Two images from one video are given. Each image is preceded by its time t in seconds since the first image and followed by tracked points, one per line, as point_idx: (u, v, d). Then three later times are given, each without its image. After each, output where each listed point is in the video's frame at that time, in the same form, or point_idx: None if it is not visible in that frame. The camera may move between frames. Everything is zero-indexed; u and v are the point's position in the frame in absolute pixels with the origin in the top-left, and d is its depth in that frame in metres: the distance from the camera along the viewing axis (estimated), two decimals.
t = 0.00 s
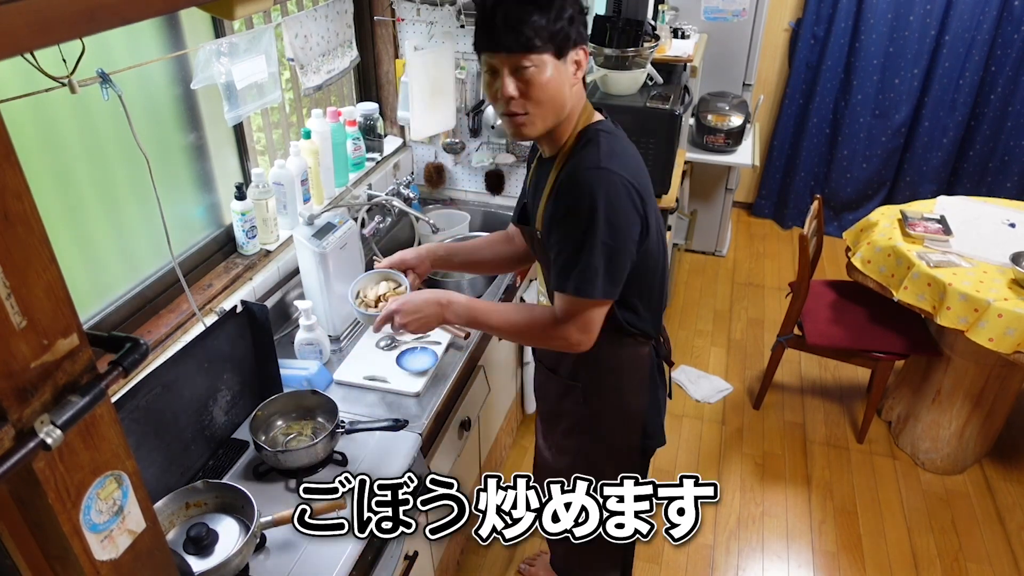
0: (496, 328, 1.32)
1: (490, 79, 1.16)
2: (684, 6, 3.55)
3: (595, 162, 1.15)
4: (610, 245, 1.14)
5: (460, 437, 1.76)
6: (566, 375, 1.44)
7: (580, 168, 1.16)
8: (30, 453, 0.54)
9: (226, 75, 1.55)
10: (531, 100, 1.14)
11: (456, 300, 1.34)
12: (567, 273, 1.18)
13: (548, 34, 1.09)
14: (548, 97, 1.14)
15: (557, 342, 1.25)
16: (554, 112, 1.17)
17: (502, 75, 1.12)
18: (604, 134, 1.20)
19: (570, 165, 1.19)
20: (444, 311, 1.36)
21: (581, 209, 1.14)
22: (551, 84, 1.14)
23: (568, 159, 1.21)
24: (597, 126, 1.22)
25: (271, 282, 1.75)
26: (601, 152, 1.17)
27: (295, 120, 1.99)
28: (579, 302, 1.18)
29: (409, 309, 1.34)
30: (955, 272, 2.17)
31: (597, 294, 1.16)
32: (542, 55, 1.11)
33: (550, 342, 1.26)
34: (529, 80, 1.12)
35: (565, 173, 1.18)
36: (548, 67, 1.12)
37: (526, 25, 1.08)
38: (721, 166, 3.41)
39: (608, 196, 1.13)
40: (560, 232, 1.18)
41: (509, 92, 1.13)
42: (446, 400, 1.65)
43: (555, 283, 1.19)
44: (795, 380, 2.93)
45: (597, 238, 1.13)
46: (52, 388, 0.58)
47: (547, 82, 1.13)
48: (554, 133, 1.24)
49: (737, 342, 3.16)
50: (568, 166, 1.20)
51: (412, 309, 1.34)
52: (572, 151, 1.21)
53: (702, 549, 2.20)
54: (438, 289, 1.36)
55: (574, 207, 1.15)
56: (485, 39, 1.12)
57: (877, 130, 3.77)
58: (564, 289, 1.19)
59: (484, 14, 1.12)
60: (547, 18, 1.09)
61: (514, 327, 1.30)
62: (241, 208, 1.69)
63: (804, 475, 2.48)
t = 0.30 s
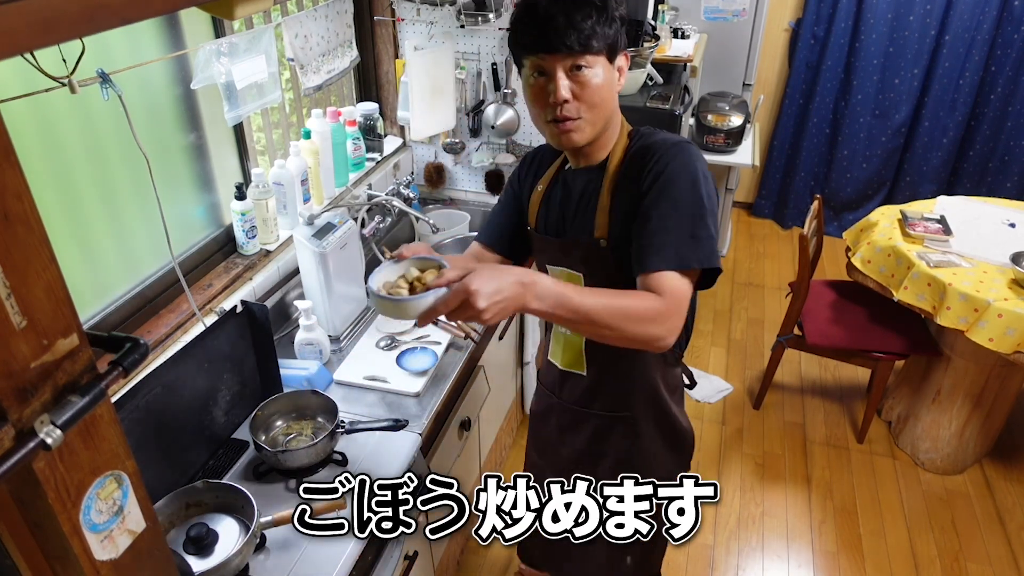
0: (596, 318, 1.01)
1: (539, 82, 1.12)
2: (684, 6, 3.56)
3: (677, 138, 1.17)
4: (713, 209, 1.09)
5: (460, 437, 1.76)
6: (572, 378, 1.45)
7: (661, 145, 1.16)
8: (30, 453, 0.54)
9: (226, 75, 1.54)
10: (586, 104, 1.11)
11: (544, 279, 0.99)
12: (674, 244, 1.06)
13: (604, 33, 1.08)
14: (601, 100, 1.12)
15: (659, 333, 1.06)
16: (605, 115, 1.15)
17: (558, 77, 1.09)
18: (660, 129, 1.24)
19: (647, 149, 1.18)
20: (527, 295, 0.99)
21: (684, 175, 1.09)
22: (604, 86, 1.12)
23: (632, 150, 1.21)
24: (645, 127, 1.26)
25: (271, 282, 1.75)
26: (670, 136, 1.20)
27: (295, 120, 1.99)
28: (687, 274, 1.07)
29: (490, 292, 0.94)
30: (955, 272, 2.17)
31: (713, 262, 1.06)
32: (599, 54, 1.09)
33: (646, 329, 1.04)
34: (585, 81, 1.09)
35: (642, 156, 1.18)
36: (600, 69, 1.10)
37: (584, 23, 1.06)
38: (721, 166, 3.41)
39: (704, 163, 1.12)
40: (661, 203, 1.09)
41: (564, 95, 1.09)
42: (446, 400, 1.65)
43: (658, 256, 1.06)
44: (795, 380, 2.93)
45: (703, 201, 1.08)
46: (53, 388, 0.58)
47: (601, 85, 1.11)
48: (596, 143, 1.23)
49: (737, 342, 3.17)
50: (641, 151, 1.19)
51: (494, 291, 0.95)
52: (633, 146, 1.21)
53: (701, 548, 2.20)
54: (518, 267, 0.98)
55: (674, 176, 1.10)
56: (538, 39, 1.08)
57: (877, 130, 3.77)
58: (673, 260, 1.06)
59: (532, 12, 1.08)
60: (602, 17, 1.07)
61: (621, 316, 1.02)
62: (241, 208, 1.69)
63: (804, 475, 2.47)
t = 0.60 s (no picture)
0: (689, 259, 0.95)
1: (552, 92, 1.12)
2: (684, 6, 3.55)
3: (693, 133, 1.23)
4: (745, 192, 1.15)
5: (460, 437, 1.76)
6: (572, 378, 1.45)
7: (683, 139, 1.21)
8: (30, 453, 0.54)
9: (226, 75, 1.54)
10: (599, 115, 1.11)
11: (646, 215, 0.89)
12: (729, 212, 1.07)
13: (617, 45, 1.08)
14: (614, 111, 1.12)
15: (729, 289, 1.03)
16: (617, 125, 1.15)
17: (571, 88, 1.09)
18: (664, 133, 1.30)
19: (669, 144, 1.22)
20: (631, 231, 0.88)
21: (719, 160, 1.14)
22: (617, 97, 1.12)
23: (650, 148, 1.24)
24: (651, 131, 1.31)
25: (271, 282, 1.75)
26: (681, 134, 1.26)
27: (295, 121, 1.99)
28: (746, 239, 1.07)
29: (608, 216, 0.83)
30: (955, 272, 2.17)
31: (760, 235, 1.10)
32: (611, 65, 1.09)
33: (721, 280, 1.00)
34: (598, 92, 1.09)
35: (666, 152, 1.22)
36: (614, 80, 1.10)
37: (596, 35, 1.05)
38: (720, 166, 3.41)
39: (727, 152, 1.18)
40: (706, 182, 1.11)
41: (575, 105, 1.09)
42: (446, 400, 1.65)
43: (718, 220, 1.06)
44: (795, 380, 2.93)
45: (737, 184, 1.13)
46: (53, 388, 0.58)
47: (614, 97, 1.10)
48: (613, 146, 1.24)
49: (737, 342, 3.17)
50: (661, 146, 1.23)
51: (608, 217, 0.83)
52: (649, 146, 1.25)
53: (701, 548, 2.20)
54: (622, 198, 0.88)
55: (708, 162, 1.14)
56: (549, 49, 1.08)
57: (877, 130, 3.77)
58: (732, 225, 1.06)
59: (546, 21, 1.08)
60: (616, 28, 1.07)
61: (709, 262, 0.97)
62: (241, 208, 1.69)
63: (804, 475, 2.47)
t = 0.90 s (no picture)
0: (721, 240, 0.96)
1: (558, 78, 1.11)
2: (684, 6, 3.55)
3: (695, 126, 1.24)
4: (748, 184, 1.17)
5: (460, 437, 1.76)
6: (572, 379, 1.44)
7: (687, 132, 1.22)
8: (30, 453, 0.54)
9: (226, 75, 1.54)
10: (605, 101, 1.10)
11: (690, 195, 0.90)
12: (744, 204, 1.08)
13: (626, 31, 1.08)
14: (620, 99, 1.12)
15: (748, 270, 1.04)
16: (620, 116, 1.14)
17: (578, 73, 1.08)
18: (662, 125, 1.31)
19: (672, 137, 1.23)
20: (675, 208, 0.89)
21: (723, 153, 1.14)
22: (623, 86, 1.11)
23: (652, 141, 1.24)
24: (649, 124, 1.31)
25: (271, 282, 1.75)
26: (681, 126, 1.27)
27: (295, 121, 1.99)
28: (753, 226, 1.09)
29: (664, 188, 0.83)
30: (955, 273, 2.17)
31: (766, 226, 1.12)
32: (619, 51, 1.09)
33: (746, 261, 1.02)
34: (604, 79, 1.09)
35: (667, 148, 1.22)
36: (620, 67, 1.10)
37: (605, 21, 1.06)
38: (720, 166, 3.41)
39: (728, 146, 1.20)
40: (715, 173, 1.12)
41: (581, 92, 1.08)
42: (446, 400, 1.65)
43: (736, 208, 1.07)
44: (795, 380, 2.93)
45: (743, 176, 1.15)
46: (52, 388, 0.58)
47: (620, 84, 1.10)
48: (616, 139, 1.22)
49: (738, 342, 3.17)
50: (665, 139, 1.23)
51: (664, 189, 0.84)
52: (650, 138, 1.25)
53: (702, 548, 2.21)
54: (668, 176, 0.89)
55: (713, 156, 1.15)
56: (557, 33, 1.07)
57: (878, 130, 3.77)
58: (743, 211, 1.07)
59: (555, 7, 1.08)
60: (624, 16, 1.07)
61: (734, 244, 0.98)
62: (241, 208, 1.69)
63: (804, 475, 2.48)
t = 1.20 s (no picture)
0: (695, 275, 0.94)
1: (547, 88, 1.12)
2: (684, 6, 3.55)
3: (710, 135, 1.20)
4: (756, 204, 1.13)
5: (460, 437, 1.76)
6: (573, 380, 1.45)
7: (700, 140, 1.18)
8: (30, 453, 0.54)
9: (226, 75, 1.54)
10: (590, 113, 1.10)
11: (655, 227, 0.91)
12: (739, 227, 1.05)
13: (610, 47, 1.04)
14: (609, 107, 1.11)
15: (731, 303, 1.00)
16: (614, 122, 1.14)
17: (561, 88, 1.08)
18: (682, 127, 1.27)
19: (684, 147, 1.19)
20: (636, 241, 0.89)
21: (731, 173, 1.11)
22: (613, 93, 1.09)
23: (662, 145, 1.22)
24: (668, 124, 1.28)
25: (271, 282, 1.75)
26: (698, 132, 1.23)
27: (295, 121, 1.99)
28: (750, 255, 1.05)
29: (610, 219, 0.86)
30: (955, 272, 2.17)
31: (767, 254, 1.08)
32: (605, 67, 1.05)
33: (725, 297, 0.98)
34: (588, 92, 1.08)
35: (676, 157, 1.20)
36: (607, 79, 1.07)
37: (584, 42, 1.02)
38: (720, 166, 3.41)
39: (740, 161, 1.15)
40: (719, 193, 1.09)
41: (567, 107, 1.09)
42: (446, 400, 1.65)
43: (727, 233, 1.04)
44: (795, 380, 2.93)
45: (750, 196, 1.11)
46: (52, 388, 0.58)
47: (608, 95, 1.08)
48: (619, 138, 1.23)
49: (738, 342, 3.17)
50: (676, 145, 1.21)
51: (612, 221, 0.86)
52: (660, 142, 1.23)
53: (702, 548, 2.21)
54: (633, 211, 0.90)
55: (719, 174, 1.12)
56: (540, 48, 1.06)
57: (878, 130, 3.77)
58: (743, 240, 1.04)
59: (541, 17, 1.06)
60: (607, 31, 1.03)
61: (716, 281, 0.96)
62: (241, 208, 1.69)
63: (804, 474, 2.48)
